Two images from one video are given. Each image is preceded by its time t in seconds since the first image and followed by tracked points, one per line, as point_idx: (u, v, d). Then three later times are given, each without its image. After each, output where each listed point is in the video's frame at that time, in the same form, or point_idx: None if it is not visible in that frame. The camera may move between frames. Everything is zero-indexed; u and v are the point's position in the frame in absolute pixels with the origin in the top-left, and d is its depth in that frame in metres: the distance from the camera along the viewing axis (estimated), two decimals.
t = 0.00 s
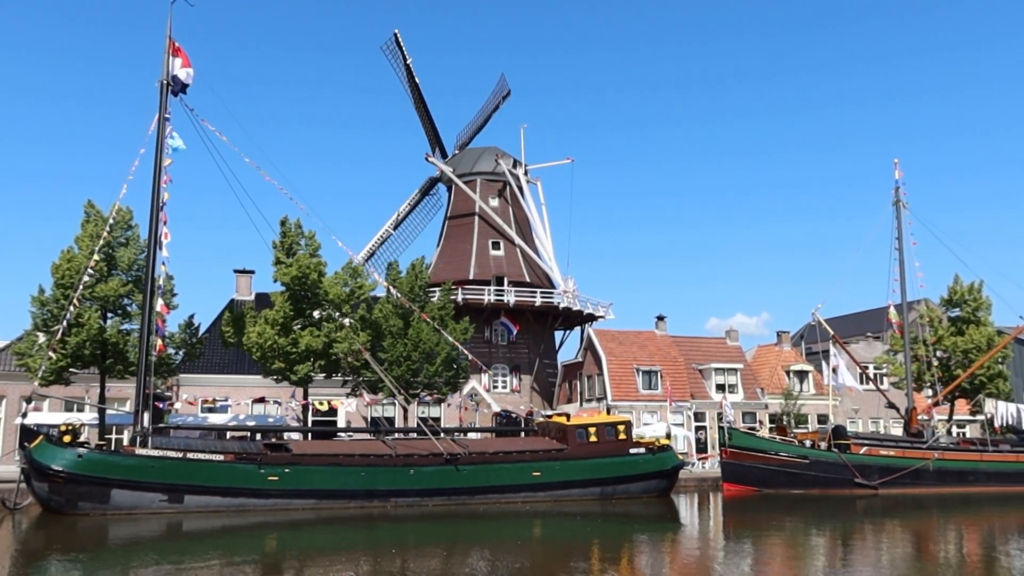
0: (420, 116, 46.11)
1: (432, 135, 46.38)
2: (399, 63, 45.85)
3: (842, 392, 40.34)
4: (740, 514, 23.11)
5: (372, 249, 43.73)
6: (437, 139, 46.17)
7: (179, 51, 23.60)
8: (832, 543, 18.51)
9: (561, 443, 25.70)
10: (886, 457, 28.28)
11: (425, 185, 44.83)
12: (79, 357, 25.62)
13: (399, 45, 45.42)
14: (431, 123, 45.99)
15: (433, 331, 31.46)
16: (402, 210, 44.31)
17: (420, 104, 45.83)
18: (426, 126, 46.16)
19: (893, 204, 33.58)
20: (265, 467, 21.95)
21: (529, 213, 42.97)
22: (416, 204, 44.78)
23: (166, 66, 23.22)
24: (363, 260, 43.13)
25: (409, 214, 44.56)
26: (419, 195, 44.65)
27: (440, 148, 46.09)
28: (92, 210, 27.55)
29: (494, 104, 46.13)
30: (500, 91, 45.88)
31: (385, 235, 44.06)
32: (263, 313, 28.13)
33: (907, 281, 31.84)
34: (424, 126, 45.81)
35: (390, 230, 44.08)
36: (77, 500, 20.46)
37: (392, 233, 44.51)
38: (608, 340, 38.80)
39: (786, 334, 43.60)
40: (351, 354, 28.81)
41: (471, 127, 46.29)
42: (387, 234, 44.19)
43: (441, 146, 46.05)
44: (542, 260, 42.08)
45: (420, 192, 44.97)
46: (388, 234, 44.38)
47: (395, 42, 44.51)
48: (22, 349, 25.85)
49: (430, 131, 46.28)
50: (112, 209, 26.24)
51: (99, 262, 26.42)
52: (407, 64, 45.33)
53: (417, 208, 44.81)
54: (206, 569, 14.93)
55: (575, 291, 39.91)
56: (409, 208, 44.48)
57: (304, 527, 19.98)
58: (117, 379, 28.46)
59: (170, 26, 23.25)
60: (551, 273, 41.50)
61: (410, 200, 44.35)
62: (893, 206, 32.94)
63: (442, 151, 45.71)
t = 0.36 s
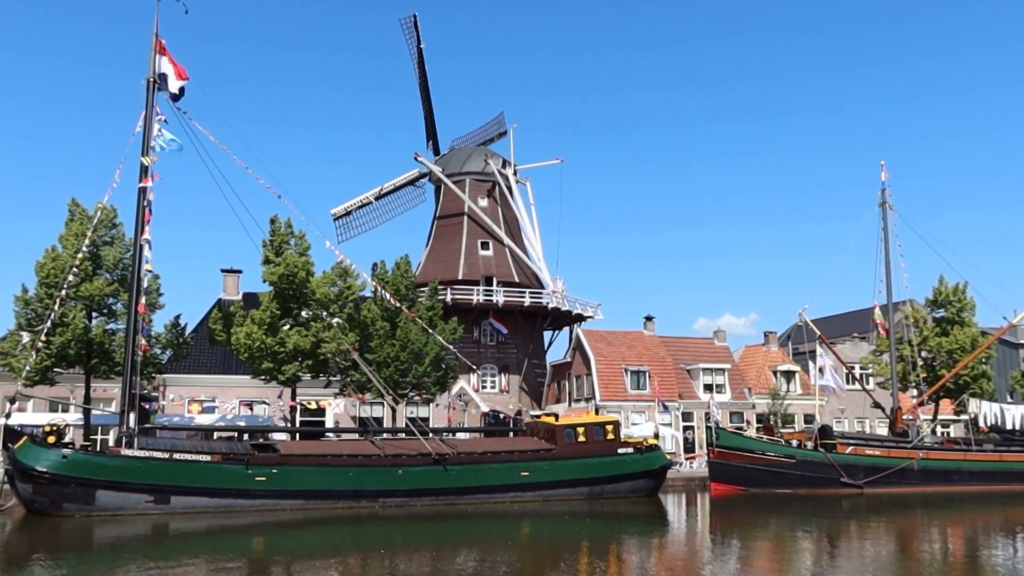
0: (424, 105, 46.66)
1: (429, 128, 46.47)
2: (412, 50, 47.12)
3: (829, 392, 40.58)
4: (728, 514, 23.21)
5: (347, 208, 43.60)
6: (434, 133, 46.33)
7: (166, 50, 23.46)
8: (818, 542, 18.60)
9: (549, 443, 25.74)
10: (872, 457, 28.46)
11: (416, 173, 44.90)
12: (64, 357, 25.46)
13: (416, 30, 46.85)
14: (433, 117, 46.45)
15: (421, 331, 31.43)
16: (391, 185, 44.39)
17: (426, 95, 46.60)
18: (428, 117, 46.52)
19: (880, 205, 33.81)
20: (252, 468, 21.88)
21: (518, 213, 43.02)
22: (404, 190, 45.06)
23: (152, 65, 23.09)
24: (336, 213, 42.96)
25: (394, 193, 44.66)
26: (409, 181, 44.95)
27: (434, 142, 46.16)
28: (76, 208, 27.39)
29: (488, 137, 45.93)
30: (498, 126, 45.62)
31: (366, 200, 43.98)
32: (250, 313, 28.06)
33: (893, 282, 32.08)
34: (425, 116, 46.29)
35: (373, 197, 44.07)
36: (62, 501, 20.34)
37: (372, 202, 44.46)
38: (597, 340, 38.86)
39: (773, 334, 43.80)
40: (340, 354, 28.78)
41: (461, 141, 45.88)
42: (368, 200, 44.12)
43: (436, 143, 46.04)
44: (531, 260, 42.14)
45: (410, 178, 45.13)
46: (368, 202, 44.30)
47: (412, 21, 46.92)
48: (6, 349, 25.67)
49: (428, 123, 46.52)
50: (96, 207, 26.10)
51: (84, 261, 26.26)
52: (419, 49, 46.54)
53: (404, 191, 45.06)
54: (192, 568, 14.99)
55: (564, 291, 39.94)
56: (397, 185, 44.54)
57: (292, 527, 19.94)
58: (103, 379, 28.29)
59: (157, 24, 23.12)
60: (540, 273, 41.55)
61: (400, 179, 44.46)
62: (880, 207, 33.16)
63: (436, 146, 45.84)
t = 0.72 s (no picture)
0: (427, 101, 46.72)
1: (425, 125, 46.48)
2: (426, 47, 47.47)
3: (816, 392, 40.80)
4: (715, 513, 23.26)
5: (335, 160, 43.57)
6: (431, 130, 46.35)
7: (154, 48, 23.29)
8: (804, 542, 18.68)
9: (537, 443, 25.76)
10: (858, 457, 28.63)
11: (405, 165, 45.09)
12: (48, 356, 25.27)
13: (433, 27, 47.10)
14: (433, 115, 46.51)
15: (409, 331, 31.34)
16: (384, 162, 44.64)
17: (431, 93, 46.76)
18: (427, 113, 46.55)
19: (867, 206, 34.00)
20: (239, 468, 21.78)
21: (507, 213, 43.04)
22: (392, 175, 45.33)
23: (139, 63, 22.93)
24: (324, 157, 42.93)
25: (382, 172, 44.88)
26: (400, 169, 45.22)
27: (429, 139, 46.20)
28: (61, 207, 27.18)
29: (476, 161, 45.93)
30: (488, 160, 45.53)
31: (355, 161, 44.05)
32: (237, 313, 27.95)
33: (879, 283, 32.28)
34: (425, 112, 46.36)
35: (364, 163, 44.18)
36: (46, 502, 20.18)
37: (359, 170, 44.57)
38: (585, 341, 38.90)
39: (760, 335, 43.98)
40: (327, 354, 28.71)
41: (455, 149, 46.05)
42: (357, 162, 44.11)
43: (430, 140, 46.09)
44: (520, 260, 42.18)
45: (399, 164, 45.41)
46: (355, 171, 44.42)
47: (430, 18, 47.03)
48: None
49: (427, 119, 46.61)
50: (80, 206, 25.91)
51: (69, 260, 26.08)
52: (431, 48, 46.83)
53: (390, 174, 45.25)
54: (178, 569, 14.95)
55: (552, 291, 39.96)
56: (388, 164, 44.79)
57: (279, 528, 19.86)
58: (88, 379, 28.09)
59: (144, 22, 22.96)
60: (528, 274, 41.57)
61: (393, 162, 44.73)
62: (866, 208, 33.35)
63: (430, 143, 45.89)
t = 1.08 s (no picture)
0: (426, 103, 46.82)
1: (422, 123, 46.58)
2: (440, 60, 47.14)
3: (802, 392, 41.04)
4: (702, 513, 23.34)
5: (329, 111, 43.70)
6: (427, 131, 46.39)
7: (142, 46, 23.11)
8: (789, 541, 18.78)
9: (525, 443, 25.79)
10: (843, 457, 28.82)
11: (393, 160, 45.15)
12: (33, 356, 25.07)
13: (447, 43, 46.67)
14: (432, 114, 46.69)
15: (397, 331, 31.25)
16: (378, 143, 44.78)
17: (431, 101, 46.79)
18: (427, 111, 46.72)
19: (853, 208, 34.22)
20: (226, 469, 21.70)
21: (495, 214, 43.07)
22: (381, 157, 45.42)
23: (126, 61, 22.78)
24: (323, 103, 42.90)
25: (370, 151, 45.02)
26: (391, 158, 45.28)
27: (424, 139, 46.21)
28: (47, 206, 27.00)
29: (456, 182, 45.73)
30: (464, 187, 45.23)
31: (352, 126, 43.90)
32: (224, 313, 27.82)
33: (865, 284, 32.50)
34: (423, 112, 46.47)
35: (357, 131, 44.22)
36: (31, 503, 20.02)
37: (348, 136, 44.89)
38: (573, 341, 38.97)
39: (747, 336, 44.16)
40: (315, 354, 28.64)
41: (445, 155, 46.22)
42: (354, 128, 44.06)
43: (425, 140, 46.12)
44: (508, 260, 42.23)
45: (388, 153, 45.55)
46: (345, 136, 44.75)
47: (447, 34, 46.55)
48: None
49: (427, 116, 46.80)
50: (67, 205, 25.74)
51: (55, 260, 25.90)
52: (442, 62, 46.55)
53: (377, 155, 45.37)
54: (164, 569, 14.92)
55: (541, 292, 39.98)
56: (379, 145, 44.89)
57: (266, 529, 19.79)
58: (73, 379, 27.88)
59: (129, 20, 22.75)
60: (517, 274, 41.60)
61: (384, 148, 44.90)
62: (853, 210, 33.57)
63: (424, 142, 45.90)
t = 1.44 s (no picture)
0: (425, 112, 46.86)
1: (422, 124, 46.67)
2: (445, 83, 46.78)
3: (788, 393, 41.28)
4: (689, 513, 23.42)
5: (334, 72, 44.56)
6: (425, 135, 46.45)
7: (129, 45, 22.94)
8: (775, 541, 18.85)
9: (513, 443, 25.82)
10: (829, 456, 29.00)
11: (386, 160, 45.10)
12: (16, 356, 24.90)
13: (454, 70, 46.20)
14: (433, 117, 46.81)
15: (384, 331, 31.23)
16: (376, 125, 44.93)
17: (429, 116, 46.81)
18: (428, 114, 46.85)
19: (838, 210, 34.43)
20: (212, 470, 21.64)
21: (483, 214, 43.11)
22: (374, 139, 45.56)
23: (112, 59, 22.63)
24: (333, 57, 43.49)
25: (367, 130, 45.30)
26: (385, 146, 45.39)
27: (418, 140, 46.22)
28: (33, 205, 26.81)
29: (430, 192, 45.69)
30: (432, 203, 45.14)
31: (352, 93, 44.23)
32: (211, 313, 27.70)
33: (850, 286, 32.70)
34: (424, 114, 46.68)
35: (356, 99, 44.57)
36: (14, 505, 19.85)
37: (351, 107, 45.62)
38: (561, 342, 39.03)
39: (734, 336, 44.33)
40: (302, 354, 28.59)
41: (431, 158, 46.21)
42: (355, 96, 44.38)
43: (419, 142, 46.16)
44: (497, 261, 42.29)
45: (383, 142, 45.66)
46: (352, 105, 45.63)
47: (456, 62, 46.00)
48: None
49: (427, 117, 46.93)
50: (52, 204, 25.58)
51: (39, 259, 25.76)
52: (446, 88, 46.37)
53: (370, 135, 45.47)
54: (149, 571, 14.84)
55: (529, 292, 40.02)
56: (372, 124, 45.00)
57: (252, 530, 19.72)
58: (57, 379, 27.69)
59: (116, 18, 22.55)
60: (505, 275, 41.63)
61: (380, 134, 45.16)
62: (838, 212, 33.79)
63: (418, 143, 45.85)
